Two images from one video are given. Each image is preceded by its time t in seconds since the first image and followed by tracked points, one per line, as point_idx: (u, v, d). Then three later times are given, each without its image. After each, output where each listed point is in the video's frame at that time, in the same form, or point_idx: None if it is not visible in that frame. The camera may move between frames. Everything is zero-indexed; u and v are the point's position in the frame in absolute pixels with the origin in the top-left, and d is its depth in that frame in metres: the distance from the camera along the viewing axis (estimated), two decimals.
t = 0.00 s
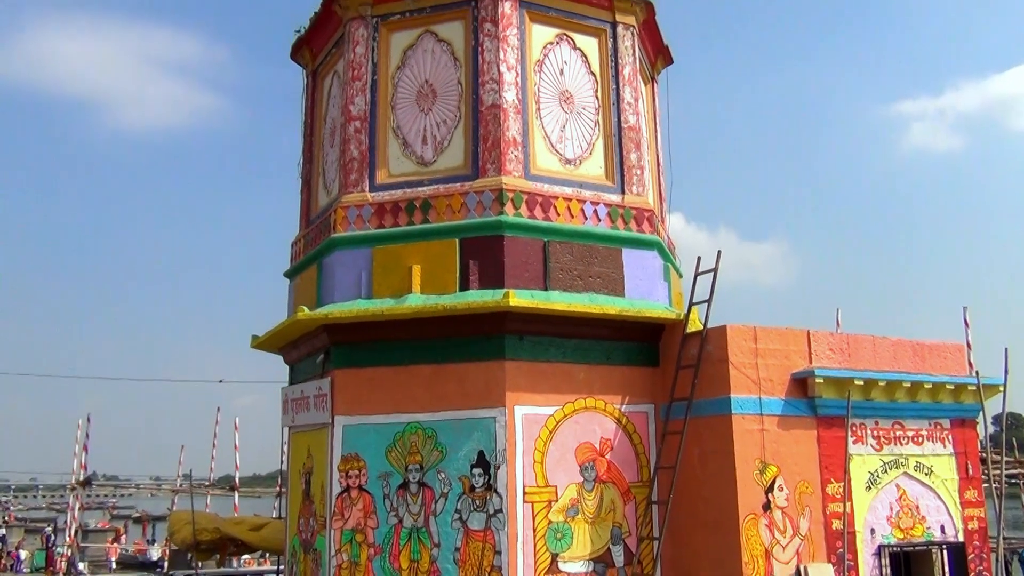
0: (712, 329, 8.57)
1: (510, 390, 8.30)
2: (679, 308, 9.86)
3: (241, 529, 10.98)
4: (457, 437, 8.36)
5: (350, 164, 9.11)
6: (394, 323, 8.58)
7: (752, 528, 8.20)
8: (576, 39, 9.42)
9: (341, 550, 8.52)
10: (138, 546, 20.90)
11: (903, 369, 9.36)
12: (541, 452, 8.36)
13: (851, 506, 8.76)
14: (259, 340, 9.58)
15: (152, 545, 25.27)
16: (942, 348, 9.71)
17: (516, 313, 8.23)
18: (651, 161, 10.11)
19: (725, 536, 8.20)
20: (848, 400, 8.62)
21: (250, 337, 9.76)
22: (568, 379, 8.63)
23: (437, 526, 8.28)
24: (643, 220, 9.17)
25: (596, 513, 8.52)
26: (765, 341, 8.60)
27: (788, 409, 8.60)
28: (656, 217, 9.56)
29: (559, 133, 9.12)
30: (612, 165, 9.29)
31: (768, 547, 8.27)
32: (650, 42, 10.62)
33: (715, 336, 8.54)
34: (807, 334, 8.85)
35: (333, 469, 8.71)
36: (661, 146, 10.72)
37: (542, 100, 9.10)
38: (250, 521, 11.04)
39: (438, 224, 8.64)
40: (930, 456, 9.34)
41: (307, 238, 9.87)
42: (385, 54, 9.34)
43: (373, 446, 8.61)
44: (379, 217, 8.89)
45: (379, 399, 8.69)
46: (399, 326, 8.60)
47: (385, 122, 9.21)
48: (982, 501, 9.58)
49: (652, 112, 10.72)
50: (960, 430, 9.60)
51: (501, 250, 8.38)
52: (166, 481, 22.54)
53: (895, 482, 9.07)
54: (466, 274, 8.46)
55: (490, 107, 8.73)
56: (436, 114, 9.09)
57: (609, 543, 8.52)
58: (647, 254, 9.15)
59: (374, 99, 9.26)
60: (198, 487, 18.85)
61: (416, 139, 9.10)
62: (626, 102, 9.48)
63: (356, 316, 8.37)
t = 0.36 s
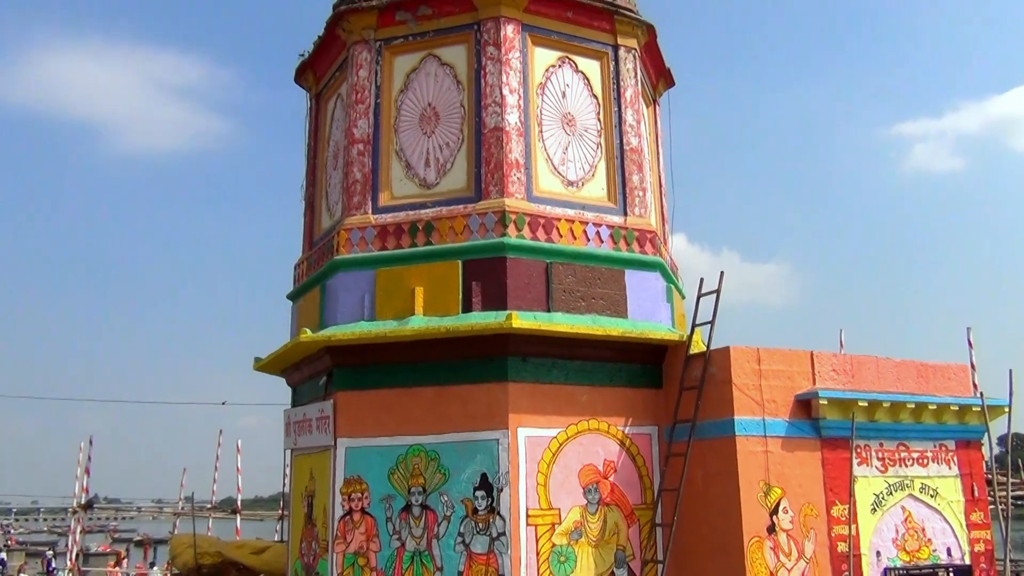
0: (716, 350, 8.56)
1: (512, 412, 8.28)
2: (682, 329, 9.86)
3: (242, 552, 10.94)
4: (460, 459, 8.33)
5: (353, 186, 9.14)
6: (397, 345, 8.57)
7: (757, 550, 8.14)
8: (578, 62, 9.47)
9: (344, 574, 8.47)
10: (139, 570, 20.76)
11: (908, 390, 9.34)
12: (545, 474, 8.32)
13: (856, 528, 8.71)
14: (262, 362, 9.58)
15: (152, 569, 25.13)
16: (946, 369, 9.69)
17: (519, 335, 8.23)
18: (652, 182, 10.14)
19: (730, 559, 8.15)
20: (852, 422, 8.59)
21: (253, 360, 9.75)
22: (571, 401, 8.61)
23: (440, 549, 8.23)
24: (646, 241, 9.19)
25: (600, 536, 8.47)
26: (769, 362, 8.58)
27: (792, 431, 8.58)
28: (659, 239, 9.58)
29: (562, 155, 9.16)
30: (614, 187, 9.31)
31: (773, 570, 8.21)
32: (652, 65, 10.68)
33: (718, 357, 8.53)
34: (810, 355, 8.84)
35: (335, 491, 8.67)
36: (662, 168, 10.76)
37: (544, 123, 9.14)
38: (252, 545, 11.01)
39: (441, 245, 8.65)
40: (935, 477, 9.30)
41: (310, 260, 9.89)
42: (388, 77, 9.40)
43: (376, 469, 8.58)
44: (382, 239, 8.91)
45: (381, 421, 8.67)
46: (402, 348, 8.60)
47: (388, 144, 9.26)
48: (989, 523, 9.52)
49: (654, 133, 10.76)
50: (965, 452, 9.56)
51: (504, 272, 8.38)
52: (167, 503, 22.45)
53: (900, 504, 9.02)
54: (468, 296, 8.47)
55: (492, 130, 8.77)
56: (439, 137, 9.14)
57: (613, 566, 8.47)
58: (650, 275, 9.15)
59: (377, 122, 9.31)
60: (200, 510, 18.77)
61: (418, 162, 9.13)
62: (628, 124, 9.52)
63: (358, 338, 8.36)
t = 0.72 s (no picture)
0: (717, 373, 8.55)
1: (514, 435, 8.25)
2: (684, 352, 9.85)
3: None
4: (462, 483, 8.29)
5: (355, 209, 9.16)
6: (398, 368, 8.56)
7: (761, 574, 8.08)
8: (579, 85, 9.53)
9: None
10: None
11: (911, 413, 9.31)
12: (547, 497, 8.28)
13: (861, 552, 8.66)
14: (263, 385, 9.57)
15: None
16: (949, 392, 9.66)
17: (520, 358, 8.22)
18: (653, 205, 10.17)
19: None
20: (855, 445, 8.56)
21: (254, 383, 9.75)
22: (572, 424, 8.58)
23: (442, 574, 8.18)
24: (647, 263, 9.20)
25: (602, 559, 8.41)
26: (771, 385, 8.56)
27: (795, 454, 8.54)
28: (660, 261, 9.58)
29: (563, 178, 9.19)
30: (615, 210, 9.34)
31: None
32: (652, 88, 10.74)
33: (720, 380, 8.51)
34: (813, 378, 8.82)
35: (336, 515, 8.63)
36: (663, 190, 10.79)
37: (545, 146, 9.18)
38: (253, 569, 10.95)
39: (442, 268, 8.66)
40: (939, 500, 9.25)
41: (311, 283, 9.90)
42: (390, 101, 9.46)
43: (377, 492, 8.54)
44: (383, 262, 8.93)
45: (383, 444, 8.64)
46: (403, 371, 8.59)
47: (390, 168, 9.30)
48: (994, 546, 9.47)
49: (655, 156, 10.81)
50: (969, 475, 9.52)
51: (505, 295, 8.38)
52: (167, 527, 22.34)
53: (904, 528, 8.97)
54: (470, 318, 8.47)
55: (494, 153, 8.81)
56: (440, 160, 9.18)
57: None
58: (651, 297, 9.15)
59: (379, 145, 9.36)
60: (201, 534, 18.66)
61: (420, 185, 9.17)
62: (629, 147, 9.56)
63: (360, 361, 8.35)
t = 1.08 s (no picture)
0: (720, 395, 8.53)
1: (516, 457, 8.22)
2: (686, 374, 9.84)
3: None
4: (464, 505, 8.26)
5: (357, 232, 9.20)
6: (400, 390, 8.56)
7: None
8: (580, 108, 9.58)
9: None
10: None
11: (914, 435, 9.28)
12: (549, 520, 8.24)
13: None
14: (265, 408, 9.57)
15: None
16: (952, 414, 9.64)
17: (523, 380, 8.21)
18: (655, 227, 10.20)
19: None
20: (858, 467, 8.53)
21: (256, 405, 9.74)
22: (575, 446, 8.56)
23: None
24: (649, 285, 9.21)
25: None
26: (774, 407, 8.54)
27: (798, 476, 8.51)
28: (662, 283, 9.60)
29: (565, 200, 9.23)
30: (617, 232, 9.37)
31: None
32: (653, 111, 10.80)
33: (722, 402, 8.50)
34: (815, 400, 8.79)
35: (338, 539, 8.58)
36: (664, 212, 10.83)
37: (547, 168, 9.23)
38: None
39: (444, 290, 8.67)
40: (944, 523, 9.20)
41: (313, 305, 9.92)
42: (392, 124, 9.52)
43: (379, 515, 8.50)
44: (385, 284, 8.94)
45: (384, 467, 8.62)
46: (405, 394, 8.58)
47: (392, 191, 9.34)
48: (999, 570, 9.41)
49: (656, 179, 10.85)
50: (973, 497, 9.47)
51: (507, 317, 8.39)
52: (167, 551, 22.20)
53: (909, 551, 8.92)
54: (472, 341, 8.47)
55: (496, 175, 8.85)
56: (443, 183, 9.22)
57: None
58: (653, 319, 9.16)
59: (381, 168, 9.41)
60: (200, 558, 18.55)
61: (422, 207, 9.21)
62: (630, 170, 9.60)
63: (362, 383, 8.35)
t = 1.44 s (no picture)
0: (722, 416, 8.50)
1: (518, 479, 8.18)
2: (688, 395, 9.82)
3: None
4: (465, 528, 8.21)
5: (358, 254, 9.21)
6: (402, 412, 8.53)
7: None
8: (580, 130, 9.63)
9: None
10: None
11: (918, 456, 9.25)
12: (551, 543, 8.19)
13: None
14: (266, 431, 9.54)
15: None
16: (955, 435, 9.61)
17: (524, 402, 8.18)
18: (656, 248, 10.23)
19: None
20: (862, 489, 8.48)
21: (257, 428, 9.72)
22: (577, 468, 8.52)
23: None
24: (650, 306, 9.21)
25: None
26: (776, 429, 8.51)
27: (801, 498, 8.46)
28: (663, 304, 9.60)
29: (565, 222, 9.25)
30: (618, 253, 9.39)
31: None
32: (653, 132, 10.85)
33: (724, 423, 8.47)
34: (818, 421, 8.77)
35: (338, 563, 8.53)
36: (665, 234, 10.86)
37: (547, 190, 9.26)
38: None
39: (445, 312, 8.67)
40: (949, 546, 9.15)
41: (314, 328, 9.93)
42: (394, 147, 9.56)
43: (380, 539, 8.44)
44: (386, 306, 8.95)
45: (386, 490, 8.58)
46: (407, 416, 8.55)
47: (394, 213, 9.37)
48: None
49: (656, 200, 10.89)
50: (978, 519, 9.42)
51: (508, 339, 8.38)
52: None
53: (914, 574, 8.86)
54: (473, 362, 8.46)
55: (496, 197, 8.88)
56: (444, 205, 9.25)
57: None
58: (654, 340, 9.15)
59: (383, 191, 9.44)
60: None
61: (423, 229, 9.23)
62: (630, 191, 9.63)
63: (363, 406, 8.33)
